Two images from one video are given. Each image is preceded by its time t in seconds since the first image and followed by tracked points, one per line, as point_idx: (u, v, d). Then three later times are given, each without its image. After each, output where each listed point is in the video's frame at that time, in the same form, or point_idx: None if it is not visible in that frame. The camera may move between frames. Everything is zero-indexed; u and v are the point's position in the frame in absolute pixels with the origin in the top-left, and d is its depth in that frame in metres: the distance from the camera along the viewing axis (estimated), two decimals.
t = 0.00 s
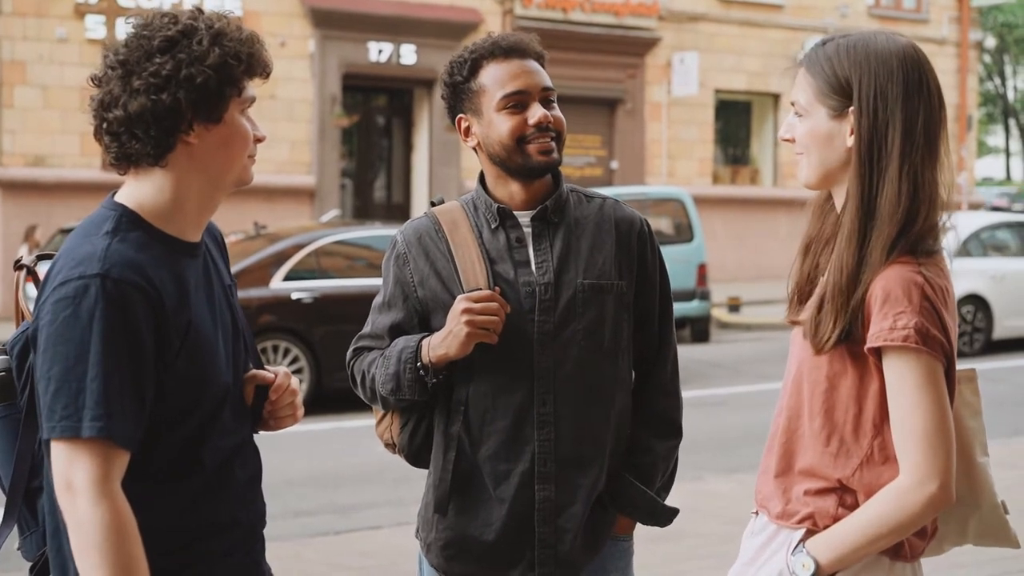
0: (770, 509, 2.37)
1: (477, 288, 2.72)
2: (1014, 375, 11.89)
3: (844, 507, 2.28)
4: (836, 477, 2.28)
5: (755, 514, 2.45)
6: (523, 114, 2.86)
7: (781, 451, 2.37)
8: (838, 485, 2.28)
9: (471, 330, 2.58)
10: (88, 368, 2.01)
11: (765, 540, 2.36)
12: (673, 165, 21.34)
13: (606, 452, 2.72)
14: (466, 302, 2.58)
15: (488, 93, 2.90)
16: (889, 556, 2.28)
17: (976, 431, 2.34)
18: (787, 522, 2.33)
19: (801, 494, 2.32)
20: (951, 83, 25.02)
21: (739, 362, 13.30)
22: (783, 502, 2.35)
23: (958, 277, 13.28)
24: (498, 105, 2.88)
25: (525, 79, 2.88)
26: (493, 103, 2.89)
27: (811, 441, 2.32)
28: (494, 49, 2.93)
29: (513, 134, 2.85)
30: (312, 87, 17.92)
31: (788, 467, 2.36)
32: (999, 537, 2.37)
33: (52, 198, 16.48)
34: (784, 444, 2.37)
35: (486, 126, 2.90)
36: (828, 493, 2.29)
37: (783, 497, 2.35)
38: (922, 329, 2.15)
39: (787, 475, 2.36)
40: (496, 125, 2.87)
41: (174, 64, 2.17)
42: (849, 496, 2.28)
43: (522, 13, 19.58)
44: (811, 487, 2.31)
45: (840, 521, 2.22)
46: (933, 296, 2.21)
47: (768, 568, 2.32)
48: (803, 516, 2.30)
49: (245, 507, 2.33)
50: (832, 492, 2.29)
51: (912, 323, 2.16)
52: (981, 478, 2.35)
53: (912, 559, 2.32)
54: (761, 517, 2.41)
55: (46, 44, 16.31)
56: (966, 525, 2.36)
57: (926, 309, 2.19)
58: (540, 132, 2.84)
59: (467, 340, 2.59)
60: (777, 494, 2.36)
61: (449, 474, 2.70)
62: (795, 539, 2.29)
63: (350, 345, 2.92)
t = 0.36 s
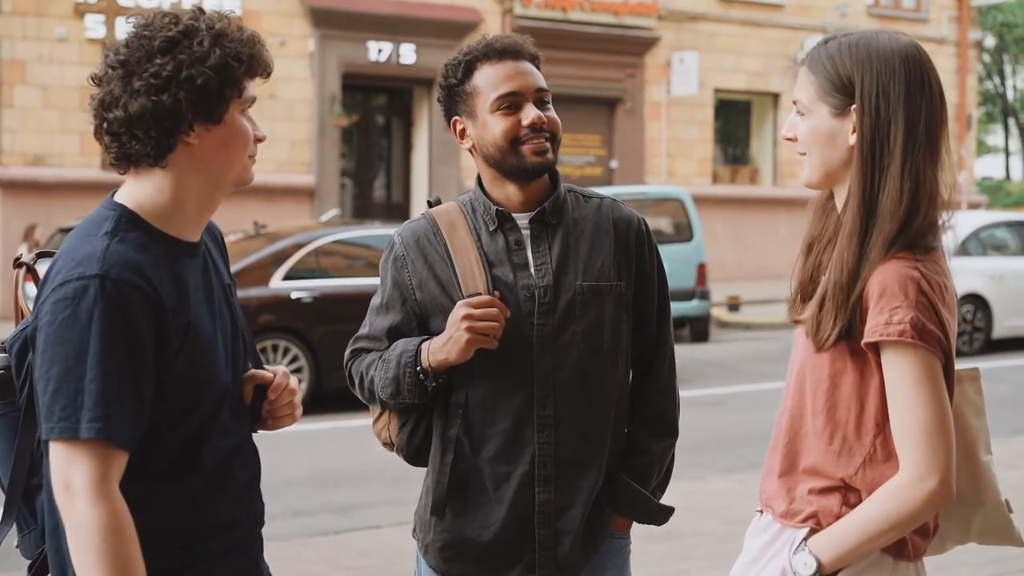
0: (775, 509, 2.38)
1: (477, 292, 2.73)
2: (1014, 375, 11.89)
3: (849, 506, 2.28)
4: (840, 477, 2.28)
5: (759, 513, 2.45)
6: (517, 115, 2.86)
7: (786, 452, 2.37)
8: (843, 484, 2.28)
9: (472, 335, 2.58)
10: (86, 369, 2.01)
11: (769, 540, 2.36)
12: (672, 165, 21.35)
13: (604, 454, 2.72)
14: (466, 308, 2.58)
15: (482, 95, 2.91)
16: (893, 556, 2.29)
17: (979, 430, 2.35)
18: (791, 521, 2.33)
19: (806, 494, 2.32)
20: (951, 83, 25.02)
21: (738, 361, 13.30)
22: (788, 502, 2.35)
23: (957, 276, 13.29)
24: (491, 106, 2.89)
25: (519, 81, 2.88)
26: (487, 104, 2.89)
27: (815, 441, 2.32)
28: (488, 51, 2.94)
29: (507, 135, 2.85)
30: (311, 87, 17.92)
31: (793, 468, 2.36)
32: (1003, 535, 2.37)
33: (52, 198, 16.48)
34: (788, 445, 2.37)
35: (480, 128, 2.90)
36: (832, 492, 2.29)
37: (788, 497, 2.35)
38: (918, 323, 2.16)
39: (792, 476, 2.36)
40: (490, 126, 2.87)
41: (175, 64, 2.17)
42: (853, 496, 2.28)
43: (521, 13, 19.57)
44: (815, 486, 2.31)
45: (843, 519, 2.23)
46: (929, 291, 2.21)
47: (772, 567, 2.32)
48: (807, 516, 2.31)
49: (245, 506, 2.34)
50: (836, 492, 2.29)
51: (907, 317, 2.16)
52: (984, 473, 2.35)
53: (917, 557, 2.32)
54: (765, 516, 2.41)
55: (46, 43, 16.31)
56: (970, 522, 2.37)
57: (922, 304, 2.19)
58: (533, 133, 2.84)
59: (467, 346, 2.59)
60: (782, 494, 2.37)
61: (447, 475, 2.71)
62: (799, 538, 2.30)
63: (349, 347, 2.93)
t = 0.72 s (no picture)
0: (784, 509, 2.38)
1: (477, 292, 2.73)
2: (1014, 375, 11.88)
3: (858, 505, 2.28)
4: (848, 476, 2.28)
5: (766, 512, 2.46)
6: (516, 116, 2.87)
7: (794, 453, 2.37)
8: (852, 483, 2.28)
9: (473, 335, 2.58)
10: (86, 369, 2.01)
11: (776, 539, 2.37)
12: (672, 165, 21.35)
13: (604, 454, 2.73)
14: (467, 308, 2.59)
15: (481, 96, 2.91)
16: (899, 555, 2.29)
17: (983, 423, 2.37)
18: (800, 520, 2.34)
19: (815, 494, 2.33)
20: (950, 83, 25.00)
21: (738, 361, 13.32)
22: (796, 502, 2.36)
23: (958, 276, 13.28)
24: (491, 107, 2.89)
25: (518, 81, 2.88)
26: (485, 105, 2.89)
27: (820, 440, 2.32)
28: (487, 51, 2.94)
29: (506, 136, 2.85)
30: (311, 87, 17.92)
31: (801, 470, 2.37)
32: (1009, 527, 2.39)
33: (52, 197, 16.48)
34: (796, 446, 2.37)
35: (480, 128, 2.90)
36: (842, 492, 2.30)
37: (797, 497, 2.36)
38: (909, 312, 2.16)
39: (800, 477, 2.37)
40: (489, 127, 2.88)
41: (178, 65, 2.17)
42: (861, 495, 2.28)
43: (521, 13, 19.56)
44: (824, 486, 2.32)
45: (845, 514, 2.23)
46: (924, 282, 2.21)
47: (778, 565, 2.33)
48: (816, 514, 2.31)
49: (245, 506, 2.34)
50: (846, 490, 2.29)
51: (900, 306, 2.16)
52: (989, 467, 2.37)
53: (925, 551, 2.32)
54: (773, 516, 2.41)
55: (46, 43, 16.30)
56: (976, 514, 2.39)
57: (914, 293, 2.19)
58: (533, 133, 2.84)
59: (468, 345, 2.59)
60: (791, 494, 2.37)
61: (447, 475, 2.71)
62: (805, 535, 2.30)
63: (349, 346, 2.93)
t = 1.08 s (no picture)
0: (796, 509, 2.38)
1: (478, 291, 2.73)
2: (1014, 376, 11.88)
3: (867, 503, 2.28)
4: (859, 472, 2.28)
5: (778, 511, 2.46)
6: (518, 114, 2.86)
7: (801, 454, 2.37)
8: (862, 479, 2.28)
9: (473, 334, 2.58)
10: (87, 367, 2.01)
11: (788, 538, 2.37)
12: (672, 165, 21.34)
13: (604, 453, 2.72)
14: (467, 307, 2.59)
15: (484, 94, 2.90)
16: (909, 554, 2.30)
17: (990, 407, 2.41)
18: (809, 519, 2.34)
19: (826, 493, 2.33)
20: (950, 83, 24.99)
21: (737, 361, 13.31)
22: (808, 502, 2.36)
23: (957, 276, 13.28)
24: (493, 105, 2.88)
25: (521, 80, 2.88)
26: (487, 103, 2.89)
27: (826, 440, 2.32)
28: (489, 49, 2.94)
29: (508, 134, 2.85)
30: (311, 87, 17.92)
31: (809, 471, 2.37)
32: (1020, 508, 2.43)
33: (51, 197, 16.48)
34: (802, 446, 2.37)
35: (481, 126, 2.90)
36: (853, 490, 2.30)
37: (808, 497, 2.36)
38: (899, 303, 2.16)
39: (810, 479, 2.37)
40: (491, 124, 2.87)
41: (182, 65, 2.17)
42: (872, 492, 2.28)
43: (521, 13, 19.56)
44: (834, 486, 2.31)
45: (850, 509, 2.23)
46: (912, 272, 2.20)
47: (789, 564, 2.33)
48: (826, 513, 2.31)
49: (246, 506, 2.34)
50: (856, 488, 2.29)
51: (890, 298, 2.16)
52: (999, 448, 2.41)
53: (934, 544, 2.32)
54: (784, 515, 2.42)
55: (46, 42, 16.30)
56: (990, 496, 2.44)
57: (904, 284, 2.18)
58: (534, 132, 2.84)
59: (468, 344, 2.59)
60: (803, 495, 2.37)
61: (448, 475, 2.71)
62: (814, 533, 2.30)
63: (349, 346, 2.93)
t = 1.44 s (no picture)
0: (795, 508, 2.38)
1: (477, 292, 2.73)
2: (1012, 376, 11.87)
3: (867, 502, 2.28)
4: (857, 470, 2.28)
5: (779, 510, 2.46)
6: (516, 115, 2.86)
7: (798, 454, 2.37)
8: (860, 478, 2.28)
9: (472, 334, 2.58)
10: (89, 367, 2.01)
11: (787, 538, 2.38)
12: (669, 166, 21.33)
13: (604, 453, 2.73)
14: (467, 308, 2.59)
15: (482, 95, 2.91)
16: (909, 553, 2.29)
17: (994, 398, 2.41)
18: (809, 518, 2.34)
19: (826, 492, 2.33)
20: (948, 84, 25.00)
21: (735, 361, 13.32)
22: (807, 501, 2.36)
23: (955, 277, 13.29)
24: (490, 106, 2.88)
25: (519, 81, 2.88)
26: (486, 104, 2.89)
27: (825, 442, 2.32)
28: (486, 52, 2.94)
29: (506, 134, 2.85)
30: (309, 87, 17.91)
31: (807, 470, 2.37)
32: None
33: (49, 197, 16.46)
34: (800, 446, 2.37)
35: (480, 128, 2.90)
36: (852, 489, 2.30)
37: (806, 497, 2.36)
38: (894, 302, 2.16)
39: (808, 479, 2.37)
40: (490, 125, 2.87)
41: (180, 64, 2.17)
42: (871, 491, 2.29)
43: (519, 13, 19.56)
44: (834, 485, 2.32)
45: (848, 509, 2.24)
46: (908, 272, 2.20)
47: (788, 562, 2.33)
48: (825, 512, 2.31)
49: (245, 506, 2.34)
50: (855, 487, 2.29)
51: (884, 297, 2.16)
52: (1002, 441, 2.41)
53: (934, 543, 2.32)
54: (786, 514, 2.42)
55: (43, 43, 16.30)
56: (996, 488, 2.44)
57: (900, 284, 2.18)
58: (533, 133, 2.84)
59: (468, 345, 2.59)
60: (801, 495, 2.37)
61: (446, 476, 2.71)
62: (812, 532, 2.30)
63: (348, 348, 2.92)
